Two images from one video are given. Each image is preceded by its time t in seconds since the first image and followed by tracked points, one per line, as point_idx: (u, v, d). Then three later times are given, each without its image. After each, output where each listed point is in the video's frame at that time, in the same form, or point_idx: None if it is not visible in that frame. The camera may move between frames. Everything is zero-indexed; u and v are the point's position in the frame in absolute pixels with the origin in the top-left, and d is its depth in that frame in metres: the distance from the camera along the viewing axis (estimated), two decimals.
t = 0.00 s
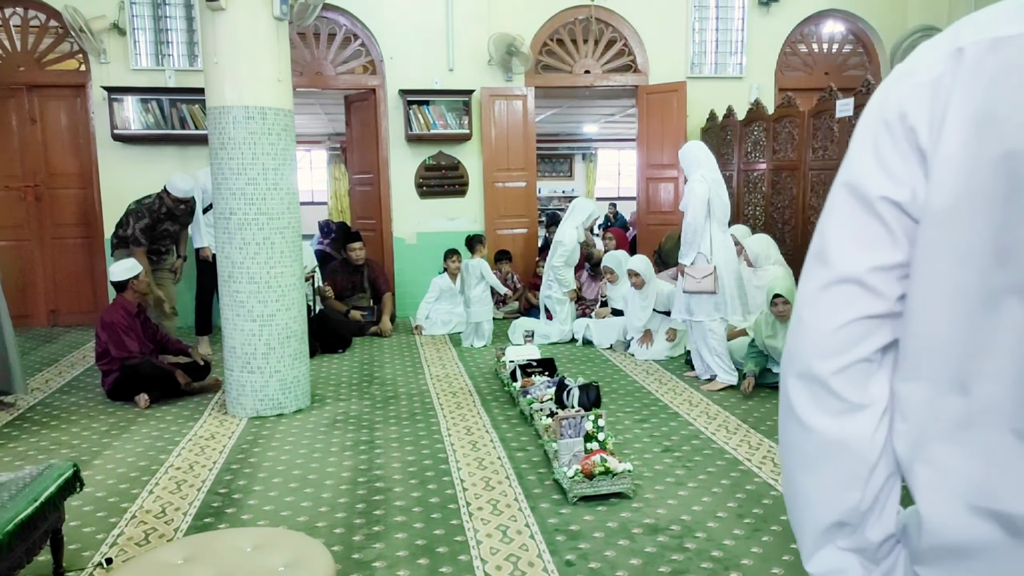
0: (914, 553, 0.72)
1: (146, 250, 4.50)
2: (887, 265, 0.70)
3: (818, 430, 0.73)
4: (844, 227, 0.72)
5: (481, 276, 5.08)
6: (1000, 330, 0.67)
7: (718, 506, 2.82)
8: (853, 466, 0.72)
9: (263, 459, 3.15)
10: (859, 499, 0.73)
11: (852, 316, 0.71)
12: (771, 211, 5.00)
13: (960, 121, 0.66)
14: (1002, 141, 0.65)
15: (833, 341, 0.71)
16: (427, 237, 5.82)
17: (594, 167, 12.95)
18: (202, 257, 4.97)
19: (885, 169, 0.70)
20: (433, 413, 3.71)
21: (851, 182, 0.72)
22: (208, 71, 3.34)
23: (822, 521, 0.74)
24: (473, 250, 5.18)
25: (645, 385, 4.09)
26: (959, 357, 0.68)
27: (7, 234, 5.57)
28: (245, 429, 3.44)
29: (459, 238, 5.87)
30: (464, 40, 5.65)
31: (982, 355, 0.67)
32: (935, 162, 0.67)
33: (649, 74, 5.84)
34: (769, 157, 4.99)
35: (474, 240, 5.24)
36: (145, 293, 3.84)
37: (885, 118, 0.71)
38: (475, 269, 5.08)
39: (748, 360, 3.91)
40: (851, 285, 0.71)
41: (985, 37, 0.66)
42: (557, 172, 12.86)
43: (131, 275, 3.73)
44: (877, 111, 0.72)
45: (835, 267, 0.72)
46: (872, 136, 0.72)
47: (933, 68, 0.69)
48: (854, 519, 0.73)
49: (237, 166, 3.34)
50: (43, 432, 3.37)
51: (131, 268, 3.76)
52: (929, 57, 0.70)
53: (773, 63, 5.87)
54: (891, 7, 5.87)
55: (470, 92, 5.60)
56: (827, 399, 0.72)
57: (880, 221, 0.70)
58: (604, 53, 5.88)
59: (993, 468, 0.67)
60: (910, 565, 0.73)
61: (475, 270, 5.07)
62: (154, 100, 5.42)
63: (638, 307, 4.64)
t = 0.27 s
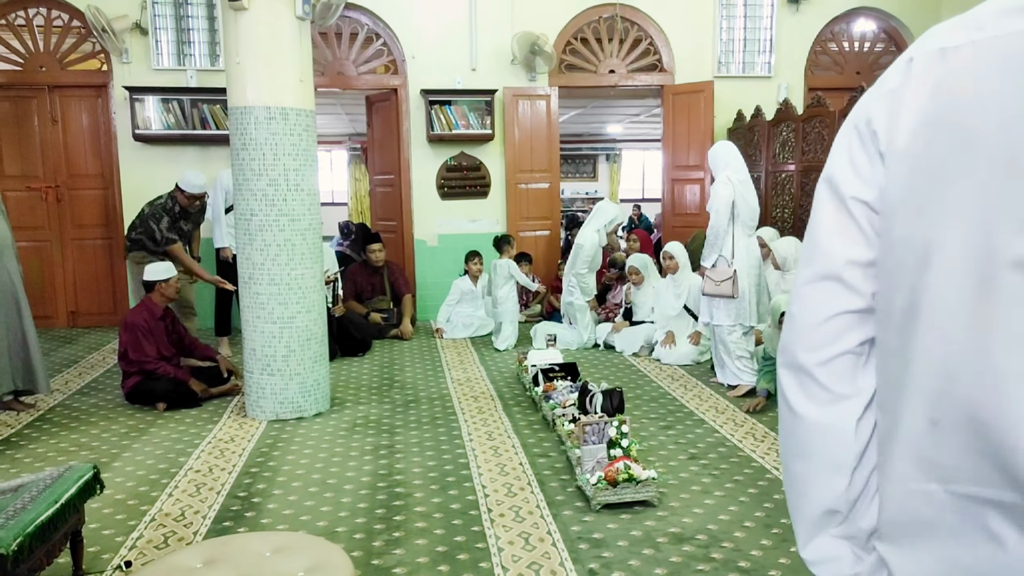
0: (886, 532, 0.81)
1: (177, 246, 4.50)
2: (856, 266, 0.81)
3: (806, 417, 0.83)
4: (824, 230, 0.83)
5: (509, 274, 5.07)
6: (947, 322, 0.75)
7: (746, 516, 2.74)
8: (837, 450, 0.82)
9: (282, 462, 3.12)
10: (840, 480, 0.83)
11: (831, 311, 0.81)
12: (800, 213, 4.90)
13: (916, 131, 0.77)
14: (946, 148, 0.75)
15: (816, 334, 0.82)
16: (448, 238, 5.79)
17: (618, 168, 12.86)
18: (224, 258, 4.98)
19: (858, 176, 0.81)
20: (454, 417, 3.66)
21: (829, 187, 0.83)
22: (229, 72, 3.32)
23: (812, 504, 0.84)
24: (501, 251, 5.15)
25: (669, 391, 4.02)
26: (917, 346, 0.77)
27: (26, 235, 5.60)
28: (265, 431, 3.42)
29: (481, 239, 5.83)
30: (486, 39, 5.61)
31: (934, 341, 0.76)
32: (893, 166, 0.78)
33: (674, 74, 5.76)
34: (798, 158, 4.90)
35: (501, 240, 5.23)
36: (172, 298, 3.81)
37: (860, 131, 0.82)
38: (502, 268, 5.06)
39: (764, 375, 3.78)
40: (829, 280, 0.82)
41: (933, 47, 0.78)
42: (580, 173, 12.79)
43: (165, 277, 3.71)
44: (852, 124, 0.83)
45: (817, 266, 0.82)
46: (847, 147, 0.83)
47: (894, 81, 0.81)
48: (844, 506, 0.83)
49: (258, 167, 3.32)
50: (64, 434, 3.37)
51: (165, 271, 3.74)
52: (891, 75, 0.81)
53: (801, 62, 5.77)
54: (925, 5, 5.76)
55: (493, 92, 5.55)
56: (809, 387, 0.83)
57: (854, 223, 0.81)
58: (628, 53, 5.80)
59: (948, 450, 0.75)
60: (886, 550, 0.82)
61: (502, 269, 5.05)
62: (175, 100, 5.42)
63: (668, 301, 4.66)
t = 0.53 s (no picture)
0: (896, 524, 0.88)
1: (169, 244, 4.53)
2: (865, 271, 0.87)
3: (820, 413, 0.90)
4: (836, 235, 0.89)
5: (526, 275, 5.23)
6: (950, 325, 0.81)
7: (758, 518, 2.73)
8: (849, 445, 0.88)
9: (295, 462, 3.14)
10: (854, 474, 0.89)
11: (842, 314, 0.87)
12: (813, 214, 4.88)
13: (920, 141, 0.83)
14: (947, 157, 0.81)
15: (829, 335, 0.88)
16: (461, 239, 5.80)
17: (630, 169, 12.85)
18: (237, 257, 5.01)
19: (866, 183, 0.87)
20: (466, 417, 3.67)
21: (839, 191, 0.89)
22: (244, 74, 3.34)
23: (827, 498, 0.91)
24: (519, 252, 5.34)
25: (681, 393, 4.02)
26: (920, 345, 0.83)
27: (44, 236, 5.67)
28: (278, 430, 3.44)
29: (493, 241, 5.84)
30: (499, 41, 5.62)
31: (937, 341, 0.82)
32: (898, 174, 0.84)
33: (687, 75, 5.76)
34: (812, 159, 4.88)
35: (521, 241, 5.40)
36: (189, 300, 3.83)
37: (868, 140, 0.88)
38: (520, 269, 5.24)
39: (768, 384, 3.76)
40: (841, 282, 0.88)
41: (940, 54, 0.83)
42: (592, 174, 12.79)
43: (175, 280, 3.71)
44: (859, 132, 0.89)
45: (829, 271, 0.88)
46: (855, 153, 0.89)
47: (900, 88, 0.86)
48: (858, 500, 0.89)
49: (272, 168, 3.34)
50: (80, 432, 3.41)
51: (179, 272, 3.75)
52: (896, 86, 0.87)
53: (815, 63, 5.75)
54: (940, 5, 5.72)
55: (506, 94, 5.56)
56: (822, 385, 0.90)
57: (864, 229, 0.87)
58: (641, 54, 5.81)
59: (950, 446, 0.82)
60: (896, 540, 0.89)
61: (520, 269, 5.23)
62: (191, 102, 5.47)
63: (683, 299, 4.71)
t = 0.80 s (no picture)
0: (918, 536, 0.86)
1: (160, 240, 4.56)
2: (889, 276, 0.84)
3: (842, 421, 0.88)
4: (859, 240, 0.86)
5: (540, 276, 5.22)
6: (980, 336, 0.78)
7: (765, 517, 2.74)
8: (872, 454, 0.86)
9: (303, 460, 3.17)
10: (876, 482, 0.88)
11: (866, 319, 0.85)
12: (820, 214, 4.88)
13: (952, 145, 0.80)
14: (980, 161, 0.78)
15: (851, 343, 0.86)
16: (468, 239, 5.82)
17: (636, 169, 12.85)
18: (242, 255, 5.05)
19: (891, 186, 0.84)
20: (473, 416, 3.69)
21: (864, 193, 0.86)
22: (253, 74, 3.37)
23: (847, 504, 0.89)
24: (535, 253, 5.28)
25: (688, 392, 4.02)
26: (950, 356, 0.81)
27: (54, 236, 5.71)
28: (287, 429, 3.46)
29: (499, 240, 5.86)
30: (505, 41, 5.63)
31: (965, 350, 0.80)
32: (928, 179, 0.81)
33: (693, 75, 5.76)
34: (818, 159, 4.88)
35: (537, 240, 5.32)
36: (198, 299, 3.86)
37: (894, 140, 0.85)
38: (534, 271, 5.22)
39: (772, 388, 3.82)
40: (866, 288, 0.85)
41: (975, 55, 0.80)
42: (598, 174, 12.80)
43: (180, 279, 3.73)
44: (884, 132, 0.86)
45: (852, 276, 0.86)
46: (878, 154, 0.86)
47: (929, 87, 0.83)
48: (879, 510, 0.87)
49: (281, 169, 3.37)
50: (91, 431, 3.44)
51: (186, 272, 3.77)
52: (925, 86, 0.83)
53: (821, 63, 5.74)
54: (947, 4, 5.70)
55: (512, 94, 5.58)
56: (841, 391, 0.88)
57: (890, 234, 0.84)
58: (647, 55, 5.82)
59: (978, 458, 0.79)
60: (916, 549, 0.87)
61: (534, 271, 5.21)
62: (200, 103, 5.51)
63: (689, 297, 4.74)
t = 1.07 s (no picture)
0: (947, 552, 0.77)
1: (154, 230, 4.54)
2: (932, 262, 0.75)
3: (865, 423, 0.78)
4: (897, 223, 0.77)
5: (545, 276, 5.26)
6: None
7: (765, 516, 2.75)
8: (900, 460, 0.77)
9: (307, 459, 3.19)
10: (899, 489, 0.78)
11: (901, 310, 0.76)
12: (821, 214, 4.89)
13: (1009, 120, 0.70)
14: None
15: (880, 337, 0.76)
16: (470, 239, 5.84)
17: (638, 169, 12.88)
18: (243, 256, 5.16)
19: (934, 168, 0.74)
20: (476, 415, 3.71)
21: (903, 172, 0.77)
22: (257, 75, 3.39)
23: (860, 512, 0.79)
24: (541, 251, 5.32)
25: (689, 391, 4.04)
26: (999, 357, 0.72)
27: (59, 236, 5.74)
28: (290, 428, 3.48)
29: (502, 240, 5.88)
30: (508, 42, 5.65)
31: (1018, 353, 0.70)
32: (980, 159, 0.72)
33: (695, 76, 5.78)
34: (820, 160, 4.88)
35: (543, 239, 5.38)
36: (197, 300, 3.87)
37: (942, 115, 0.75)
38: (540, 271, 5.25)
39: (775, 388, 3.84)
40: (903, 277, 0.76)
41: None
42: (601, 175, 12.82)
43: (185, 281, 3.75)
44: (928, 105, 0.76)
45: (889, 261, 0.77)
46: (918, 133, 0.76)
47: (981, 61, 0.74)
48: (899, 520, 0.78)
49: (285, 169, 3.39)
50: (96, 429, 3.47)
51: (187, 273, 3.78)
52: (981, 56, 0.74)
53: (823, 64, 5.76)
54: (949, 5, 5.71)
55: (514, 95, 5.60)
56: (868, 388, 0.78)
57: (931, 221, 0.74)
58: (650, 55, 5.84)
59: None
60: (937, 560, 0.78)
61: (539, 270, 5.25)
62: (204, 103, 5.54)
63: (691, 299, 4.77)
